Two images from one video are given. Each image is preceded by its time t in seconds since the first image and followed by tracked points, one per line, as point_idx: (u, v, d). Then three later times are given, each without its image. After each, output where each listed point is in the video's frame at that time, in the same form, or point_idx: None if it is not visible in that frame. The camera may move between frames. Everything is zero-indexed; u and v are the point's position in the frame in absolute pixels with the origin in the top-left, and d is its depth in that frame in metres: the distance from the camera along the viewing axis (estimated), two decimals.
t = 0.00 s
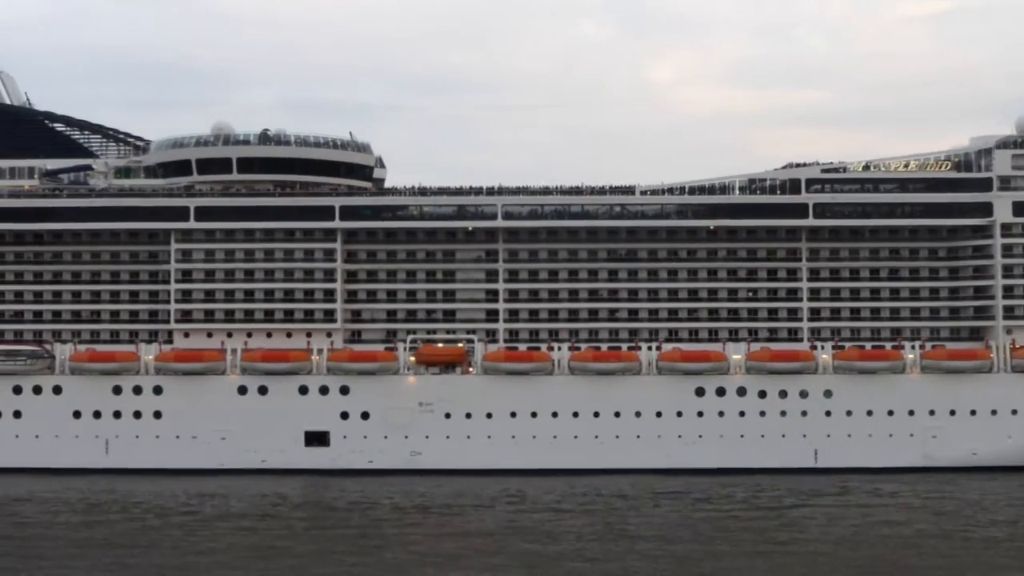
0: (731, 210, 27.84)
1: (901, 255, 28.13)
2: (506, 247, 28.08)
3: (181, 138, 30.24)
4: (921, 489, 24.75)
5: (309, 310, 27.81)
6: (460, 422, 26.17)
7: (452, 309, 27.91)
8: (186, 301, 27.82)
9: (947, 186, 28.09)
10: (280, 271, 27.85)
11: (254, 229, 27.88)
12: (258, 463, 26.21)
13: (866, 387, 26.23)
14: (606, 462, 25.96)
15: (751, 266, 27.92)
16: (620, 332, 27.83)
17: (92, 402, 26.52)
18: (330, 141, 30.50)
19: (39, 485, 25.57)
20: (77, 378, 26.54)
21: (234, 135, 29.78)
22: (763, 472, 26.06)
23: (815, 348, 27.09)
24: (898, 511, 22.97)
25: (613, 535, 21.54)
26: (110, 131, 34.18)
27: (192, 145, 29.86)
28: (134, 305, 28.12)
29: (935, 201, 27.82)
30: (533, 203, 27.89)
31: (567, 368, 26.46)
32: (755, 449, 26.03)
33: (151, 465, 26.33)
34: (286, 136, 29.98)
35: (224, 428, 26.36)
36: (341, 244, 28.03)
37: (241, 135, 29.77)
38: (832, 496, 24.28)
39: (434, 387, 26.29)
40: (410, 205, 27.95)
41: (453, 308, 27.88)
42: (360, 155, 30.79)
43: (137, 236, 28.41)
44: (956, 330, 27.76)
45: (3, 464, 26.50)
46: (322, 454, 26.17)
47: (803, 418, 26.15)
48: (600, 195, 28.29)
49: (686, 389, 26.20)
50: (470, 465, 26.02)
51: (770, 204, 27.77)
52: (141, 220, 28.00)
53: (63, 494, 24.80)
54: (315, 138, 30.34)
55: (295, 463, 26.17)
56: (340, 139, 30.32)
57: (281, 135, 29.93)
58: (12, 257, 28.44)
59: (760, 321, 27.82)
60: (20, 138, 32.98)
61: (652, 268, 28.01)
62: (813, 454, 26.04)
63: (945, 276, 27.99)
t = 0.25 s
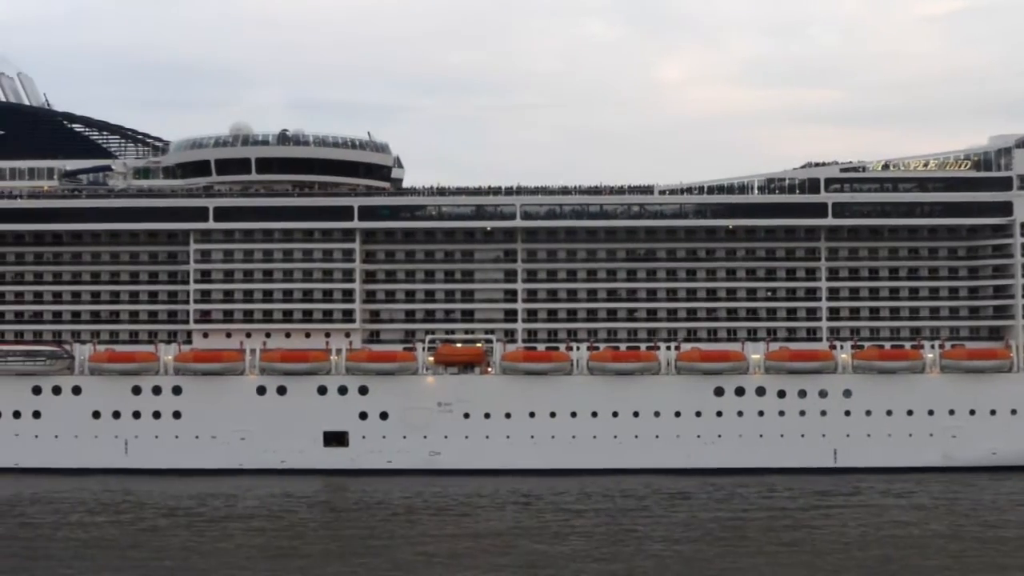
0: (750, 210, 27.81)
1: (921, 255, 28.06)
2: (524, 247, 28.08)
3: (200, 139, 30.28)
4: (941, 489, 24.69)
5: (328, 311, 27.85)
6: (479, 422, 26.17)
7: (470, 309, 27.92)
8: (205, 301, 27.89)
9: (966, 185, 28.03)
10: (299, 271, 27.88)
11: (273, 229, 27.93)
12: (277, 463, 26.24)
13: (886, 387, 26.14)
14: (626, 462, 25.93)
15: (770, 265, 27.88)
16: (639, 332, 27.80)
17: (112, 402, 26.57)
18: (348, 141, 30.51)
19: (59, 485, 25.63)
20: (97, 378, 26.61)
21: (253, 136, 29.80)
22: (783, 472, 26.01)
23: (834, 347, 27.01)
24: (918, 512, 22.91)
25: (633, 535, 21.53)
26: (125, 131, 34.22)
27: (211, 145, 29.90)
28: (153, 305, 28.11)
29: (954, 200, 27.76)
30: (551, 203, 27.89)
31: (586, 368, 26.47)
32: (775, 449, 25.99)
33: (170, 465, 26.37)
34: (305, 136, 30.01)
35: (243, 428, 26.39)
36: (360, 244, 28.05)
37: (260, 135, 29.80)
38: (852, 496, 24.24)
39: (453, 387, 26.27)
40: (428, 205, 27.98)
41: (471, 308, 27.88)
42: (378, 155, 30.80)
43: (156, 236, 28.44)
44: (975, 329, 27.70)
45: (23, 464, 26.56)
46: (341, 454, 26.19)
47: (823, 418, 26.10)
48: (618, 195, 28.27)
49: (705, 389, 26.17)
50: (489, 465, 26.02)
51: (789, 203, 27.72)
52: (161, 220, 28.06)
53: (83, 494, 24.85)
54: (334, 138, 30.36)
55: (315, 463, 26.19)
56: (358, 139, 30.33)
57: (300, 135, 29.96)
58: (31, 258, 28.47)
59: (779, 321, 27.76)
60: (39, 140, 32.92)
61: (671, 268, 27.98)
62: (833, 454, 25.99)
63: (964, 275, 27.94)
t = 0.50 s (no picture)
0: (765, 209, 27.78)
1: (937, 254, 27.99)
2: (540, 247, 28.08)
3: (216, 139, 30.32)
4: (958, 488, 24.62)
5: (344, 310, 27.84)
6: (495, 422, 26.17)
7: (486, 308, 27.91)
8: (221, 301, 27.91)
9: (982, 184, 27.98)
10: (314, 270, 27.89)
11: (289, 229, 27.95)
12: (293, 463, 26.24)
13: (902, 386, 26.10)
14: (642, 461, 25.91)
15: (786, 265, 27.83)
16: (654, 332, 27.76)
17: (128, 401, 26.60)
18: (363, 141, 30.53)
19: (75, 484, 25.67)
20: (113, 377, 26.66)
21: (269, 135, 29.84)
22: (799, 472, 25.96)
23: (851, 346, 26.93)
24: (935, 511, 22.85)
25: (648, 535, 21.51)
26: (141, 132, 34.23)
27: (227, 145, 29.93)
28: (169, 305, 28.20)
29: (971, 199, 27.69)
30: (567, 203, 27.89)
31: (602, 367, 26.44)
32: (791, 448, 25.94)
33: (186, 464, 26.39)
34: (320, 136, 30.03)
35: (259, 428, 26.41)
36: (376, 244, 28.06)
37: (276, 135, 29.83)
38: (868, 495, 24.19)
39: (469, 386, 26.28)
40: (444, 205, 28.00)
41: (487, 307, 27.87)
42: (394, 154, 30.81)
43: (172, 236, 28.49)
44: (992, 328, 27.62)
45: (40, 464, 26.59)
46: (357, 453, 26.19)
47: (839, 417, 26.07)
48: (634, 195, 28.26)
49: (721, 389, 26.15)
50: (505, 464, 26.01)
51: (805, 202, 27.70)
52: (176, 220, 28.10)
53: (99, 493, 24.89)
54: (349, 138, 30.38)
55: (330, 462, 26.20)
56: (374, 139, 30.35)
57: (315, 135, 29.99)
58: (47, 257, 28.54)
59: (795, 320, 27.67)
60: (54, 140, 32.93)
61: (687, 267, 27.96)
62: (849, 453, 25.95)
63: (981, 274, 27.87)
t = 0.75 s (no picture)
0: (784, 210, 27.73)
1: (958, 255, 27.87)
2: (559, 248, 28.06)
3: (235, 140, 30.37)
4: (978, 490, 24.53)
5: (363, 311, 27.86)
6: (514, 423, 26.15)
7: (505, 310, 27.90)
8: (240, 301, 27.95)
9: (1003, 185, 27.89)
10: (333, 272, 27.91)
11: (307, 230, 27.96)
12: (312, 464, 26.25)
13: (923, 387, 26.03)
14: (661, 463, 25.86)
15: (805, 266, 27.77)
16: (673, 333, 27.72)
17: (148, 402, 26.68)
18: (383, 142, 30.53)
19: (95, 484, 25.74)
20: (133, 378, 26.72)
21: (288, 136, 29.86)
22: (819, 474, 25.90)
23: (871, 348, 26.91)
24: (955, 514, 22.78)
25: (667, 537, 21.49)
26: (162, 133, 34.21)
27: (247, 146, 29.97)
28: (188, 306, 28.26)
29: (991, 201, 27.59)
30: (586, 204, 27.88)
31: (621, 368, 26.49)
32: (811, 450, 25.90)
33: (205, 465, 26.43)
34: (340, 137, 30.04)
35: (279, 429, 26.43)
36: (395, 245, 28.06)
37: (295, 136, 29.85)
38: (888, 497, 24.14)
39: (488, 388, 26.26)
40: (463, 206, 28.00)
41: (506, 309, 27.86)
42: (413, 155, 30.81)
43: (191, 237, 28.54)
44: (1012, 330, 27.52)
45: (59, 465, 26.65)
46: (376, 454, 26.19)
47: (859, 419, 26.02)
48: (653, 196, 28.23)
49: (741, 390, 26.11)
50: (524, 466, 25.99)
51: (826, 203, 27.62)
52: (196, 221, 28.16)
53: (119, 494, 24.94)
54: (368, 138, 30.38)
55: (350, 464, 26.20)
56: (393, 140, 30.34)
57: (335, 136, 30.00)
58: (67, 258, 28.62)
59: (815, 322, 27.65)
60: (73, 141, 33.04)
61: (706, 269, 27.91)
62: (869, 455, 25.89)
63: (1001, 276, 27.77)
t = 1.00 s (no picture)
0: (802, 211, 27.68)
1: (977, 256, 27.77)
2: (577, 249, 28.05)
3: (253, 141, 30.42)
4: (997, 493, 24.44)
5: (380, 313, 27.86)
6: (532, 424, 26.14)
7: (523, 311, 27.88)
8: (258, 303, 27.99)
9: (1022, 186, 27.82)
10: (352, 273, 27.94)
11: (326, 231, 27.98)
12: (330, 465, 26.26)
13: (942, 389, 25.97)
14: (679, 464, 25.83)
15: (824, 267, 27.72)
16: (691, 335, 27.68)
17: (166, 403, 26.69)
18: (401, 143, 30.54)
19: (113, 485, 25.78)
20: (151, 380, 26.76)
21: (306, 138, 29.88)
22: (838, 475, 25.84)
23: (889, 350, 26.86)
24: (974, 517, 22.70)
25: (685, 539, 21.46)
26: (181, 135, 34.22)
27: (265, 148, 30.01)
28: (206, 307, 28.30)
29: (1011, 202, 27.50)
30: (604, 205, 27.87)
31: (639, 370, 26.45)
32: (830, 452, 25.85)
33: (224, 466, 26.45)
34: (358, 138, 30.06)
35: (297, 430, 26.44)
36: (413, 247, 28.07)
37: (313, 137, 29.87)
38: (906, 499, 24.09)
39: (506, 389, 26.25)
40: (481, 208, 28.01)
41: (524, 310, 27.85)
42: (430, 157, 30.81)
43: (209, 238, 28.57)
44: None
45: (78, 466, 26.70)
46: (394, 456, 26.19)
47: (878, 420, 25.97)
48: (671, 197, 28.20)
49: (759, 392, 26.07)
50: (543, 467, 25.97)
51: (844, 205, 27.61)
52: (214, 222, 28.20)
53: (137, 495, 24.99)
54: (387, 140, 30.40)
55: (368, 465, 26.20)
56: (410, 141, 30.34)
57: (352, 137, 30.00)
58: (86, 260, 28.73)
59: (833, 323, 27.60)
60: (91, 143, 33.11)
61: (724, 270, 27.87)
62: (888, 457, 25.83)
63: (1020, 277, 27.67)
